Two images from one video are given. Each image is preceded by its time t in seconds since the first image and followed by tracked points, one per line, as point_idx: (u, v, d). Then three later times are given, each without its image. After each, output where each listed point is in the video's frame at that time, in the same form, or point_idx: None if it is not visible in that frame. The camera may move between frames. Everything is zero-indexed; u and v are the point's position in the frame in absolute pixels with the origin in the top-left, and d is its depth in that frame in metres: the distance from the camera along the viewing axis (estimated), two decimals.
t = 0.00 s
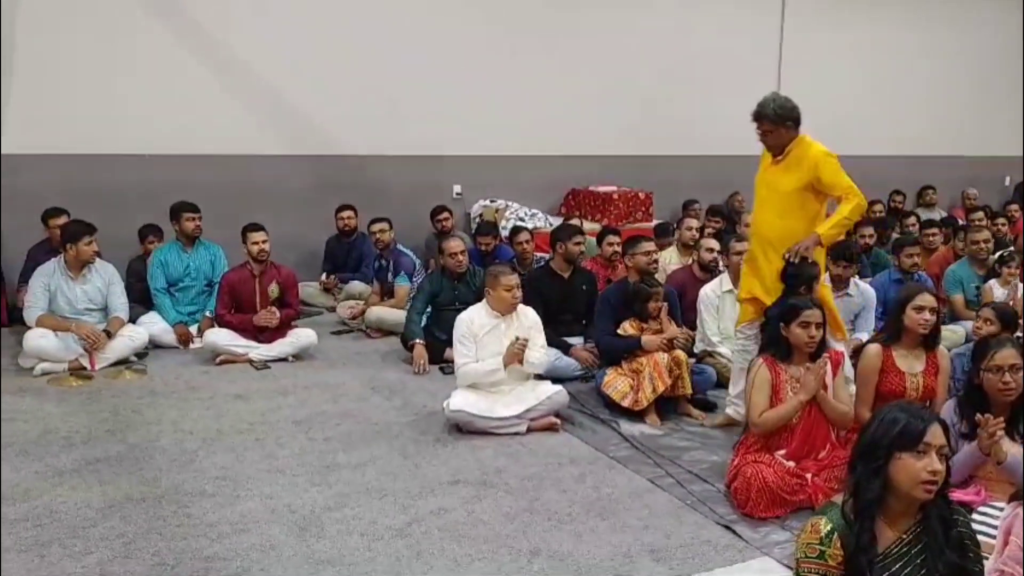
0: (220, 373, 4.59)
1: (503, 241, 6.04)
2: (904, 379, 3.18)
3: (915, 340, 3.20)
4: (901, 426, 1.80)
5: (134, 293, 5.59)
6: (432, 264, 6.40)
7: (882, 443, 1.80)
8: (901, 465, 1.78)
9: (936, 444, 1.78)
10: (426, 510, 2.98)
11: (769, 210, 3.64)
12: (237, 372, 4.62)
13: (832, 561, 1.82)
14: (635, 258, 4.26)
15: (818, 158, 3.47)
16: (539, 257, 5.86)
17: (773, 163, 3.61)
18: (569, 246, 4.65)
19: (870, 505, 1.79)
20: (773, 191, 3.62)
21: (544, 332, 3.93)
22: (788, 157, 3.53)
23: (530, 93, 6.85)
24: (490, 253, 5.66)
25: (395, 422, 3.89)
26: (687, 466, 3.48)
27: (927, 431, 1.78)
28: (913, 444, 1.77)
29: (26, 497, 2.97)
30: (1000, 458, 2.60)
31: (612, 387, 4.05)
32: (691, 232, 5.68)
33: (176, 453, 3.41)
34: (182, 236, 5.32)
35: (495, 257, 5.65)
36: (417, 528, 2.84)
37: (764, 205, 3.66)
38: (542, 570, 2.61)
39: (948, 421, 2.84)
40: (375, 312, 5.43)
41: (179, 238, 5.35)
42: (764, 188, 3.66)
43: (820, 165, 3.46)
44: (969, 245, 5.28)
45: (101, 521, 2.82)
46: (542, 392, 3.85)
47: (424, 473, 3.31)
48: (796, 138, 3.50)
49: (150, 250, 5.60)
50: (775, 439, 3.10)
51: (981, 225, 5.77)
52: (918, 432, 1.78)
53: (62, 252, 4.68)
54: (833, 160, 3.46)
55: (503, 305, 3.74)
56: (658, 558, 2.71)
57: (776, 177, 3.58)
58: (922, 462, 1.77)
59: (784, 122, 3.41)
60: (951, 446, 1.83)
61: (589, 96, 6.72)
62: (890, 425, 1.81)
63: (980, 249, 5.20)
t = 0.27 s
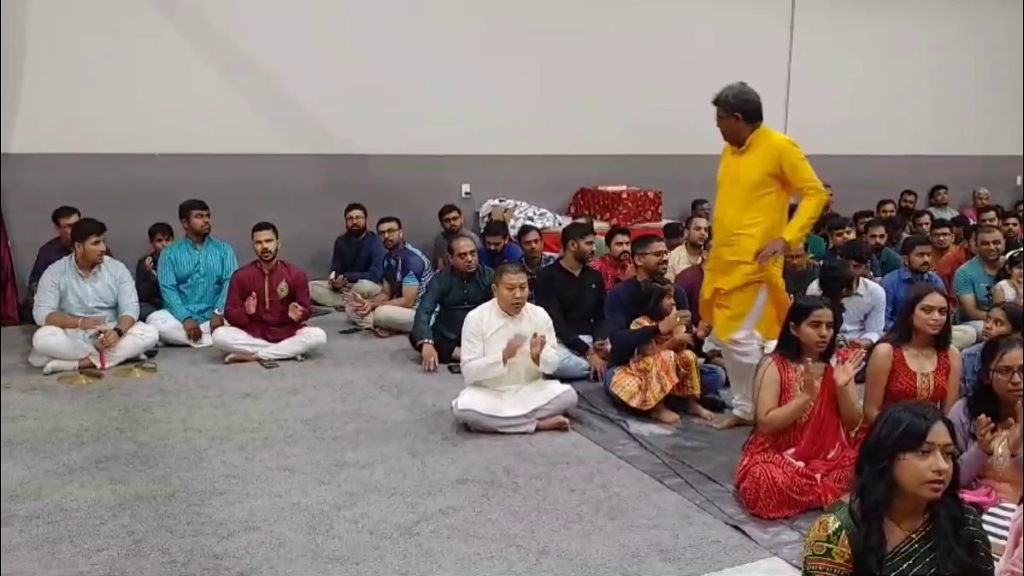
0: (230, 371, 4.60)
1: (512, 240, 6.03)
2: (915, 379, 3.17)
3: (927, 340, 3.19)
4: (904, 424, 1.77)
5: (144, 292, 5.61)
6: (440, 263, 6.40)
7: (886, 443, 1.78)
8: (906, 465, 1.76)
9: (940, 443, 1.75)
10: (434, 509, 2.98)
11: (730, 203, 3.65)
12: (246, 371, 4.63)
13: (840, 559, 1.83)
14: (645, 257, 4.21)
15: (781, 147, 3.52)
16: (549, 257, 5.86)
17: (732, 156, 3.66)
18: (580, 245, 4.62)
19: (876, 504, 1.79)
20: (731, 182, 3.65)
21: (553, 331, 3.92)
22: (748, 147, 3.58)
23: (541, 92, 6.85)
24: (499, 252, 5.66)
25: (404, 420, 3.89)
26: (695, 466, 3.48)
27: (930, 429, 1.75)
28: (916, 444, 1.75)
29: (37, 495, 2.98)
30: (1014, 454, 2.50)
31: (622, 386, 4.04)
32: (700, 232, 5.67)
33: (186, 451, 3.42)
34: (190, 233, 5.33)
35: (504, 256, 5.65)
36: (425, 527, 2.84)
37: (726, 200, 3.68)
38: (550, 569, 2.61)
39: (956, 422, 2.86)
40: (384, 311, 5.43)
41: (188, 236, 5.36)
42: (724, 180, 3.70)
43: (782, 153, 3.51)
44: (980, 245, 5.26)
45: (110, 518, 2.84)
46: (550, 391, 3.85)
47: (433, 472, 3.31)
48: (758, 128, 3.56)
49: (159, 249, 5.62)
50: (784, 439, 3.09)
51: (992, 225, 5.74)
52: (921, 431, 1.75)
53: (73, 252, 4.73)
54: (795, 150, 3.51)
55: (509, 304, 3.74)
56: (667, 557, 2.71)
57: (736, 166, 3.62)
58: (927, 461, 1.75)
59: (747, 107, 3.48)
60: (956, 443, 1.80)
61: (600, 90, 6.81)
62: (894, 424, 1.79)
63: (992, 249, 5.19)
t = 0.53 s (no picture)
0: (236, 371, 4.61)
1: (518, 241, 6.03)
2: (922, 381, 3.16)
3: (933, 342, 3.18)
4: (902, 426, 1.78)
5: (151, 292, 5.63)
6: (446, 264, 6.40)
7: (885, 445, 1.79)
8: (905, 467, 1.76)
9: (937, 445, 1.76)
10: (440, 510, 2.99)
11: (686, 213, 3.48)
12: (253, 371, 4.64)
13: (842, 565, 1.80)
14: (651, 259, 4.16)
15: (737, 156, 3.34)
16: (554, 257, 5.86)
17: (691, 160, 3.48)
18: (587, 246, 4.63)
19: (877, 508, 1.78)
20: (687, 188, 3.47)
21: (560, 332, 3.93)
22: (704, 152, 3.40)
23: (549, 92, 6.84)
24: (505, 253, 5.67)
25: (409, 421, 3.90)
26: (700, 467, 3.48)
27: (928, 431, 1.76)
28: (915, 445, 1.76)
29: (45, 493, 2.99)
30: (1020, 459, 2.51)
31: (628, 387, 4.05)
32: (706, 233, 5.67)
33: (192, 451, 3.43)
34: (196, 233, 5.34)
35: (510, 257, 5.66)
36: (431, 528, 2.85)
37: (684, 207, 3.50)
38: (556, 569, 2.61)
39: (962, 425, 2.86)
40: (390, 312, 5.44)
41: (194, 236, 5.37)
42: (681, 185, 3.51)
43: (736, 162, 3.32)
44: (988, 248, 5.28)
45: (117, 518, 2.85)
46: (556, 391, 3.85)
47: (439, 473, 3.31)
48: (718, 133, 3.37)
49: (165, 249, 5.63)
50: (790, 442, 3.09)
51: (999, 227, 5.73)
52: (918, 432, 1.76)
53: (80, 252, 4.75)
54: (750, 160, 3.32)
55: (507, 305, 3.78)
56: (673, 559, 2.71)
57: (692, 172, 3.43)
58: (925, 462, 1.75)
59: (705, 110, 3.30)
60: (957, 445, 1.81)
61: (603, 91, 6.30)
62: (893, 426, 1.80)
63: (1000, 251, 5.21)
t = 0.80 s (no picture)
0: (240, 372, 4.62)
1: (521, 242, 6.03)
2: (926, 383, 3.15)
3: (937, 343, 3.18)
4: (901, 429, 1.78)
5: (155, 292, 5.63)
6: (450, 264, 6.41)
7: (884, 448, 1.79)
8: (904, 470, 1.76)
9: (938, 448, 1.76)
10: (443, 511, 2.99)
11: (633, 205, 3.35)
12: (256, 371, 4.65)
13: (842, 567, 1.83)
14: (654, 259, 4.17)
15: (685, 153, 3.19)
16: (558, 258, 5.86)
17: (645, 156, 3.36)
18: (590, 247, 4.61)
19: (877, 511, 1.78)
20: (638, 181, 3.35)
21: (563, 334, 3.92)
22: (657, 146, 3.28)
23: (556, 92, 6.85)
24: (509, 254, 5.67)
25: (413, 421, 3.90)
26: (704, 468, 3.48)
27: (926, 434, 1.76)
28: (913, 449, 1.76)
29: (49, 493, 3.00)
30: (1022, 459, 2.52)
31: (632, 388, 4.05)
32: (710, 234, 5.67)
33: (196, 451, 3.44)
34: (198, 233, 5.35)
35: (513, 258, 5.66)
36: (434, 528, 2.85)
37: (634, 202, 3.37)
38: (558, 570, 2.61)
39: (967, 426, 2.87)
40: (393, 312, 5.44)
41: (198, 236, 5.38)
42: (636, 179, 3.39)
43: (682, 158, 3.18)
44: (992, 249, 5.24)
45: (121, 517, 2.85)
46: (559, 392, 3.85)
47: (442, 474, 3.31)
48: (672, 128, 3.25)
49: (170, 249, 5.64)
50: (794, 444, 3.09)
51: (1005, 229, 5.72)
52: (916, 435, 1.76)
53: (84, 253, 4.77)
54: (698, 158, 3.17)
55: (511, 305, 3.77)
56: (675, 560, 2.70)
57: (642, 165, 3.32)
58: (926, 466, 1.75)
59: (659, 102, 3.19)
60: (957, 447, 1.80)
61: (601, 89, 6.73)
62: (891, 428, 1.80)
63: (1005, 253, 5.17)
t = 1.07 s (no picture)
0: (240, 371, 4.62)
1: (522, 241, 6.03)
2: (926, 383, 3.15)
3: (936, 341, 3.17)
4: (899, 429, 1.78)
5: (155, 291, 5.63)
6: (450, 263, 6.41)
7: (882, 449, 1.79)
8: (902, 470, 1.76)
9: (936, 448, 1.75)
10: (443, 510, 2.99)
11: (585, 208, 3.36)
12: (256, 370, 4.65)
13: (843, 568, 1.81)
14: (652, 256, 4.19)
15: (620, 148, 3.19)
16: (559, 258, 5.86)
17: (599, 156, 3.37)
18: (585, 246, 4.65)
19: (876, 511, 1.78)
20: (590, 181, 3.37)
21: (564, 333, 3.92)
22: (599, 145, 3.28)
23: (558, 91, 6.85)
24: (509, 254, 5.67)
25: (412, 421, 3.90)
26: (703, 468, 3.48)
27: (925, 434, 1.76)
28: (911, 449, 1.76)
29: (49, 491, 3.00)
30: None
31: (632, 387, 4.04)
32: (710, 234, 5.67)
33: (196, 450, 3.44)
34: (198, 233, 5.35)
35: (514, 257, 5.66)
36: (433, 528, 2.85)
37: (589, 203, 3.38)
38: (558, 569, 2.61)
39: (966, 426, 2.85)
40: (393, 311, 5.44)
41: (197, 236, 5.38)
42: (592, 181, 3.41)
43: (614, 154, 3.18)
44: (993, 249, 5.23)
45: (121, 515, 2.85)
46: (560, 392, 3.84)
47: (442, 473, 3.31)
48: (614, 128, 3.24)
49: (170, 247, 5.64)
50: (794, 443, 3.09)
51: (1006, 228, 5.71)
52: (915, 435, 1.76)
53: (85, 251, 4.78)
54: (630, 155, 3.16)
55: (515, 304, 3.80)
56: (675, 560, 2.70)
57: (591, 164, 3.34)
58: (924, 466, 1.75)
59: (601, 99, 3.22)
60: (956, 448, 1.80)
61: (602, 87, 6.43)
62: (890, 428, 1.80)
63: (1006, 252, 5.16)
